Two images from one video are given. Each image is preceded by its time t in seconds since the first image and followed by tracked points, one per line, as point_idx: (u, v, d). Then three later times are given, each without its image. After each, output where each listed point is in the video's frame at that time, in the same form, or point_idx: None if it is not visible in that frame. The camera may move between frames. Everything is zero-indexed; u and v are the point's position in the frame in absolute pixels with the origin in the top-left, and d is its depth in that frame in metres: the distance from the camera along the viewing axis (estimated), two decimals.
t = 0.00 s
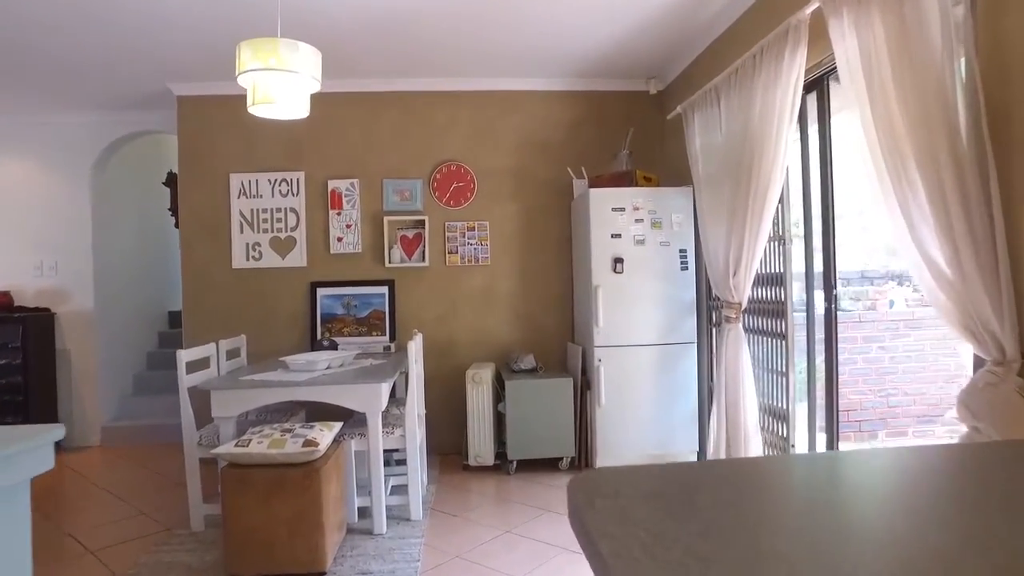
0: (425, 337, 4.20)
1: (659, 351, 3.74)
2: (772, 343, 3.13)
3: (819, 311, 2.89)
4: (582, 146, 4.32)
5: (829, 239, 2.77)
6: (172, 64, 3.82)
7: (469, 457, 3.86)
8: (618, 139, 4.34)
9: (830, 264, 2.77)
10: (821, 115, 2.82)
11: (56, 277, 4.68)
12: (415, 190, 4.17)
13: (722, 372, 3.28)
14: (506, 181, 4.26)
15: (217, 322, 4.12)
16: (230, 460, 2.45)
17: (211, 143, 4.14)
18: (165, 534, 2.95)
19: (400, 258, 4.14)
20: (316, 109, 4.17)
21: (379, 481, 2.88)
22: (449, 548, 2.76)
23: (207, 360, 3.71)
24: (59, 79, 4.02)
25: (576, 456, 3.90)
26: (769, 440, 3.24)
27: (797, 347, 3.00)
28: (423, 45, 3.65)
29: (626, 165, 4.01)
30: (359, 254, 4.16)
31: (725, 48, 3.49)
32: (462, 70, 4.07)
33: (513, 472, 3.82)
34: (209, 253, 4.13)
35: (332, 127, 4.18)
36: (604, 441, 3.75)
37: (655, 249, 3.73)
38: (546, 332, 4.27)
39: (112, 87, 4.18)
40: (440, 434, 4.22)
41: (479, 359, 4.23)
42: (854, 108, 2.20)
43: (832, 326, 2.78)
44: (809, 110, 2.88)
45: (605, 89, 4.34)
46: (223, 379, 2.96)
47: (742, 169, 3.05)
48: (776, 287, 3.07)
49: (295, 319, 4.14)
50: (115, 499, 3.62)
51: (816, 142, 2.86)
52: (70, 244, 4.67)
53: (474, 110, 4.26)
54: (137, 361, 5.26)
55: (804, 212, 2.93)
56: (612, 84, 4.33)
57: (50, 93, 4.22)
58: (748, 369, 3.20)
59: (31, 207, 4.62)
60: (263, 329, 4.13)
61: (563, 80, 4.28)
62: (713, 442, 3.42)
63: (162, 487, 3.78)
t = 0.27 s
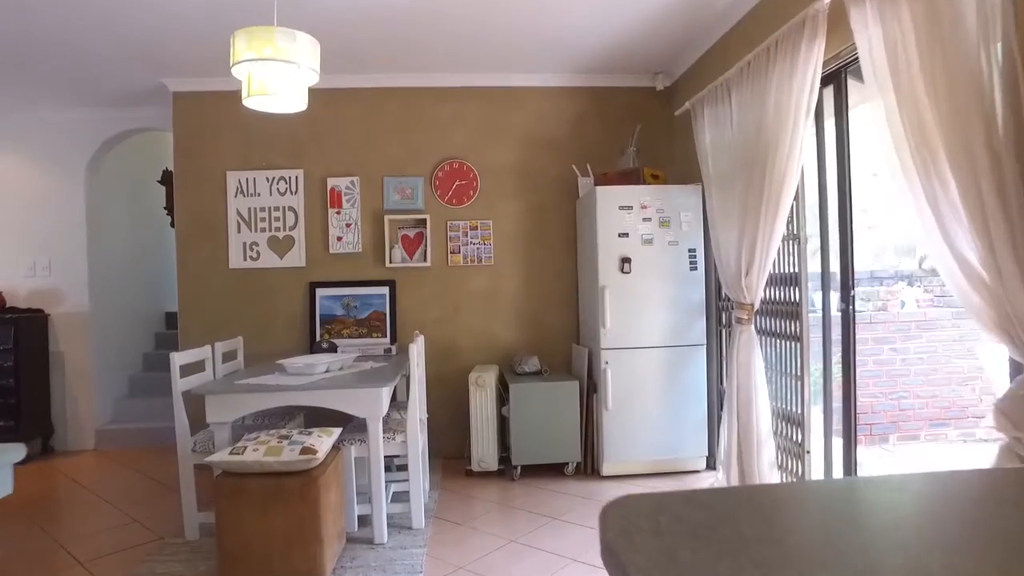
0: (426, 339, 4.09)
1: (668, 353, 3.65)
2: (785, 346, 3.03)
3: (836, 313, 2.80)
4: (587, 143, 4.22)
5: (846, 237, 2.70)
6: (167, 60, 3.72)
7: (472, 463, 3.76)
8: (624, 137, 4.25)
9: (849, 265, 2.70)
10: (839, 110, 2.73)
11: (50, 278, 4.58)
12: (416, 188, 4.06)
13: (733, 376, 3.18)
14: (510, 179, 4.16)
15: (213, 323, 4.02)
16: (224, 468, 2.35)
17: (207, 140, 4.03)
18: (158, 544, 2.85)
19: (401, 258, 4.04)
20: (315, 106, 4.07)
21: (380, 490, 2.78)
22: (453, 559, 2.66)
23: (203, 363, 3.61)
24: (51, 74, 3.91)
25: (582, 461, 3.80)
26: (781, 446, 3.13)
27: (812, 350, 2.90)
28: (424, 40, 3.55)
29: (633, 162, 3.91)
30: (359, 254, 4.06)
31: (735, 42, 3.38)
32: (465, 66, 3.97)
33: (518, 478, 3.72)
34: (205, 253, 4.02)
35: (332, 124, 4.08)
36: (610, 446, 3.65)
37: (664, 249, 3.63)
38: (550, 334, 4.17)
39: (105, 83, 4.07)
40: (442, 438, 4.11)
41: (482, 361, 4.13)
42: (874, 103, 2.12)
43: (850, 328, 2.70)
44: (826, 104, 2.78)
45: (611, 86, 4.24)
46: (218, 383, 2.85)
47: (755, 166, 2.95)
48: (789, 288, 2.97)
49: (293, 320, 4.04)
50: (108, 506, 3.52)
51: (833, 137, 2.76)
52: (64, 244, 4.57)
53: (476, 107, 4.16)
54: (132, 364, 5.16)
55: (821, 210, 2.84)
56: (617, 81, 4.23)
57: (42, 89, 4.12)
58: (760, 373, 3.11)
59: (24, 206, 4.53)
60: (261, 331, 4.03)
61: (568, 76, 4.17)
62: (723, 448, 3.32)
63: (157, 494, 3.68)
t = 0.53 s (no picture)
0: (429, 340, 3.97)
1: (678, 354, 3.53)
2: (803, 346, 2.91)
3: (857, 313, 2.68)
4: (594, 139, 4.10)
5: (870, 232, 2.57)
6: (160, 52, 3.60)
7: (476, 467, 3.64)
8: (632, 132, 4.13)
9: (872, 262, 2.57)
10: (861, 101, 2.61)
11: (42, 277, 4.46)
12: (418, 184, 3.94)
13: (748, 378, 3.06)
14: (514, 175, 4.04)
15: (209, 323, 3.90)
16: (217, 476, 2.23)
17: (202, 135, 3.91)
18: (149, 554, 2.73)
19: (402, 256, 3.92)
20: (314, 100, 3.95)
21: (381, 497, 2.66)
22: (457, 569, 2.55)
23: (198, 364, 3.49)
24: (41, 68, 3.79)
25: (589, 466, 3.68)
26: (798, 451, 3.00)
27: (831, 350, 2.77)
28: (426, 32, 3.43)
29: (641, 157, 3.80)
30: (360, 252, 3.94)
31: (747, 32, 3.26)
32: (468, 59, 3.85)
33: (523, 483, 3.60)
34: (200, 251, 3.90)
35: (331, 118, 3.96)
36: (619, 450, 3.54)
37: (674, 247, 3.52)
38: (556, 334, 4.05)
39: (97, 76, 3.95)
40: (445, 442, 4.00)
41: (486, 362, 4.01)
42: (900, 92, 2.01)
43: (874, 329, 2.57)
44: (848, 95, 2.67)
45: (619, 79, 4.12)
46: (212, 386, 2.73)
47: (773, 158, 2.83)
48: (808, 286, 2.84)
49: (291, 321, 3.92)
50: (100, 512, 3.41)
51: (854, 128, 2.65)
52: (56, 243, 4.46)
53: (480, 101, 4.04)
54: (127, 365, 5.04)
55: (841, 205, 2.72)
56: (625, 74, 4.10)
57: (32, 83, 4.00)
58: (777, 376, 2.99)
59: (16, 203, 4.41)
60: (258, 331, 3.91)
61: (574, 70, 4.06)
62: (735, 452, 3.19)
63: (151, 500, 3.57)
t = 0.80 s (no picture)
0: (430, 341, 3.86)
1: (689, 356, 3.42)
2: (820, 348, 2.79)
3: (879, 312, 2.55)
4: (600, 134, 3.99)
5: (894, 226, 2.44)
6: (153, 44, 3.48)
7: (479, 473, 3.52)
8: (640, 127, 4.01)
9: (896, 257, 2.43)
10: (885, 90, 2.48)
11: (33, 277, 4.35)
12: (419, 181, 3.83)
13: (762, 381, 2.93)
14: (519, 171, 3.93)
15: (204, 324, 3.78)
16: (207, 485, 2.11)
17: (197, 130, 3.80)
18: (139, 565, 2.62)
19: (403, 255, 3.80)
20: (313, 94, 3.84)
21: (381, 506, 2.55)
22: None
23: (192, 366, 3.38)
24: (31, 61, 3.68)
25: (596, 471, 3.57)
26: (814, 457, 2.87)
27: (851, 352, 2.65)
28: (427, 23, 3.31)
29: (650, 153, 3.69)
30: (359, 251, 3.82)
31: (761, 22, 3.14)
32: (471, 51, 3.73)
33: (528, 489, 3.49)
34: (195, 250, 3.78)
35: (330, 113, 3.84)
36: (627, 454, 3.43)
37: (685, 245, 3.41)
38: (562, 335, 3.94)
39: (89, 70, 3.84)
40: (448, 446, 3.88)
41: (489, 364, 3.90)
42: (930, 78, 1.88)
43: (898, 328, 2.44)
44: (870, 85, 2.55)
45: (626, 72, 4.00)
46: (204, 389, 2.61)
47: (790, 151, 2.71)
48: (826, 285, 2.72)
49: (289, 321, 3.80)
50: (90, 520, 3.30)
51: (877, 120, 2.53)
52: (48, 242, 4.34)
53: (483, 95, 3.92)
54: (122, 367, 4.93)
55: (862, 200, 2.59)
56: (632, 67, 3.99)
57: (23, 77, 3.88)
58: (793, 379, 2.86)
59: (7, 201, 4.30)
60: (255, 332, 3.79)
61: (580, 63, 3.94)
62: (748, 458, 3.07)
63: (144, 506, 3.45)
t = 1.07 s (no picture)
0: (432, 343, 3.75)
1: (699, 359, 3.31)
2: (838, 351, 2.67)
3: (901, 314, 2.44)
4: (606, 131, 3.87)
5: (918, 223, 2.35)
6: (146, 37, 3.37)
7: (482, 479, 3.41)
8: (647, 123, 3.90)
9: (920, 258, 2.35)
10: (908, 81, 2.37)
11: (26, 277, 4.25)
12: (420, 178, 3.72)
13: (777, 385, 2.82)
14: (523, 168, 3.82)
15: (198, 326, 3.67)
16: (195, 495, 2.00)
17: (192, 126, 3.69)
18: None
19: (404, 254, 3.68)
20: (311, 89, 3.73)
21: (380, 516, 2.44)
22: None
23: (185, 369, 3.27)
24: (21, 55, 3.58)
25: (603, 478, 3.45)
26: (831, 465, 2.75)
27: (872, 355, 2.53)
28: (429, 16, 3.20)
29: (659, 149, 3.58)
30: (359, 250, 3.71)
31: (775, 13, 3.03)
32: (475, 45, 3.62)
33: (532, 496, 3.38)
34: (190, 249, 3.67)
35: (329, 108, 3.73)
36: (635, 460, 3.32)
37: (695, 244, 3.31)
38: (567, 337, 3.83)
39: (81, 64, 3.73)
40: (450, 451, 3.77)
41: (493, 367, 3.78)
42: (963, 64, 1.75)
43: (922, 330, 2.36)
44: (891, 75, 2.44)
45: (633, 66, 3.89)
46: (196, 394, 2.50)
47: (807, 146, 2.59)
48: (845, 286, 2.60)
49: (286, 322, 3.69)
50: (81, 528, 3.19)
51: (899, 112, 2.42)
52: (41, 241, 4.24)
53: (487, 90, 3.81)
54: (117, 369, 4.83)
55: (883, 197, 2.49)
56: (639, 61, 3.87)
57: (14, 72, 3.78)
58: (810, 384, 2.74)
59: None
60: (251, 334, 3.68)
61: (586, 57, 3.83)
62: (761, 465, 2.95)
63: (136, 514, 3.35)
